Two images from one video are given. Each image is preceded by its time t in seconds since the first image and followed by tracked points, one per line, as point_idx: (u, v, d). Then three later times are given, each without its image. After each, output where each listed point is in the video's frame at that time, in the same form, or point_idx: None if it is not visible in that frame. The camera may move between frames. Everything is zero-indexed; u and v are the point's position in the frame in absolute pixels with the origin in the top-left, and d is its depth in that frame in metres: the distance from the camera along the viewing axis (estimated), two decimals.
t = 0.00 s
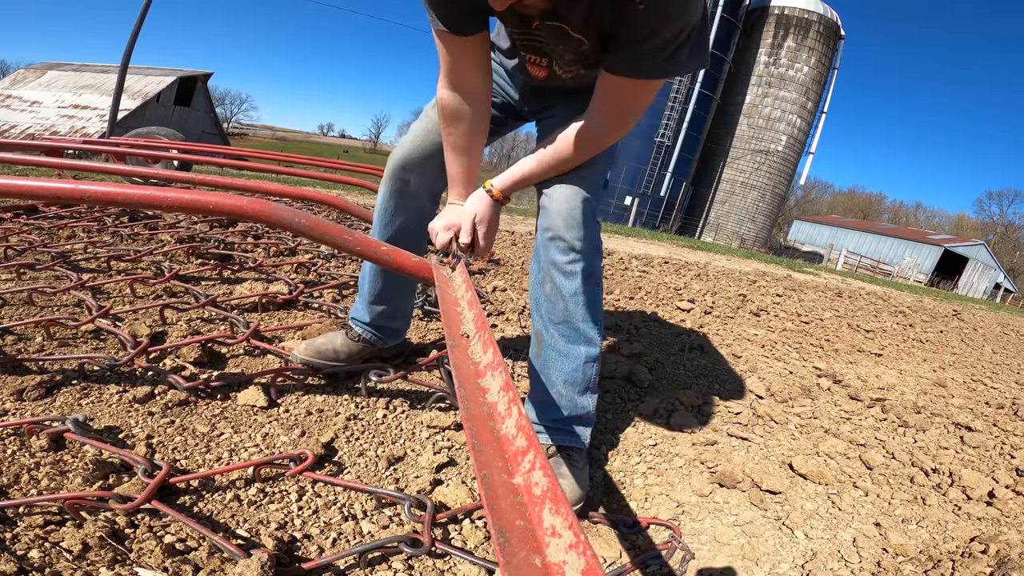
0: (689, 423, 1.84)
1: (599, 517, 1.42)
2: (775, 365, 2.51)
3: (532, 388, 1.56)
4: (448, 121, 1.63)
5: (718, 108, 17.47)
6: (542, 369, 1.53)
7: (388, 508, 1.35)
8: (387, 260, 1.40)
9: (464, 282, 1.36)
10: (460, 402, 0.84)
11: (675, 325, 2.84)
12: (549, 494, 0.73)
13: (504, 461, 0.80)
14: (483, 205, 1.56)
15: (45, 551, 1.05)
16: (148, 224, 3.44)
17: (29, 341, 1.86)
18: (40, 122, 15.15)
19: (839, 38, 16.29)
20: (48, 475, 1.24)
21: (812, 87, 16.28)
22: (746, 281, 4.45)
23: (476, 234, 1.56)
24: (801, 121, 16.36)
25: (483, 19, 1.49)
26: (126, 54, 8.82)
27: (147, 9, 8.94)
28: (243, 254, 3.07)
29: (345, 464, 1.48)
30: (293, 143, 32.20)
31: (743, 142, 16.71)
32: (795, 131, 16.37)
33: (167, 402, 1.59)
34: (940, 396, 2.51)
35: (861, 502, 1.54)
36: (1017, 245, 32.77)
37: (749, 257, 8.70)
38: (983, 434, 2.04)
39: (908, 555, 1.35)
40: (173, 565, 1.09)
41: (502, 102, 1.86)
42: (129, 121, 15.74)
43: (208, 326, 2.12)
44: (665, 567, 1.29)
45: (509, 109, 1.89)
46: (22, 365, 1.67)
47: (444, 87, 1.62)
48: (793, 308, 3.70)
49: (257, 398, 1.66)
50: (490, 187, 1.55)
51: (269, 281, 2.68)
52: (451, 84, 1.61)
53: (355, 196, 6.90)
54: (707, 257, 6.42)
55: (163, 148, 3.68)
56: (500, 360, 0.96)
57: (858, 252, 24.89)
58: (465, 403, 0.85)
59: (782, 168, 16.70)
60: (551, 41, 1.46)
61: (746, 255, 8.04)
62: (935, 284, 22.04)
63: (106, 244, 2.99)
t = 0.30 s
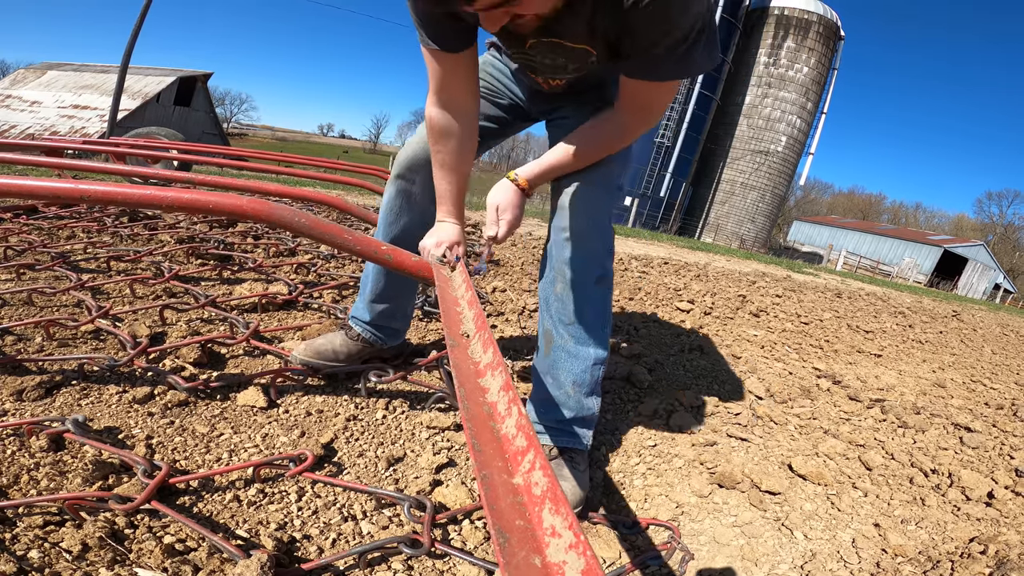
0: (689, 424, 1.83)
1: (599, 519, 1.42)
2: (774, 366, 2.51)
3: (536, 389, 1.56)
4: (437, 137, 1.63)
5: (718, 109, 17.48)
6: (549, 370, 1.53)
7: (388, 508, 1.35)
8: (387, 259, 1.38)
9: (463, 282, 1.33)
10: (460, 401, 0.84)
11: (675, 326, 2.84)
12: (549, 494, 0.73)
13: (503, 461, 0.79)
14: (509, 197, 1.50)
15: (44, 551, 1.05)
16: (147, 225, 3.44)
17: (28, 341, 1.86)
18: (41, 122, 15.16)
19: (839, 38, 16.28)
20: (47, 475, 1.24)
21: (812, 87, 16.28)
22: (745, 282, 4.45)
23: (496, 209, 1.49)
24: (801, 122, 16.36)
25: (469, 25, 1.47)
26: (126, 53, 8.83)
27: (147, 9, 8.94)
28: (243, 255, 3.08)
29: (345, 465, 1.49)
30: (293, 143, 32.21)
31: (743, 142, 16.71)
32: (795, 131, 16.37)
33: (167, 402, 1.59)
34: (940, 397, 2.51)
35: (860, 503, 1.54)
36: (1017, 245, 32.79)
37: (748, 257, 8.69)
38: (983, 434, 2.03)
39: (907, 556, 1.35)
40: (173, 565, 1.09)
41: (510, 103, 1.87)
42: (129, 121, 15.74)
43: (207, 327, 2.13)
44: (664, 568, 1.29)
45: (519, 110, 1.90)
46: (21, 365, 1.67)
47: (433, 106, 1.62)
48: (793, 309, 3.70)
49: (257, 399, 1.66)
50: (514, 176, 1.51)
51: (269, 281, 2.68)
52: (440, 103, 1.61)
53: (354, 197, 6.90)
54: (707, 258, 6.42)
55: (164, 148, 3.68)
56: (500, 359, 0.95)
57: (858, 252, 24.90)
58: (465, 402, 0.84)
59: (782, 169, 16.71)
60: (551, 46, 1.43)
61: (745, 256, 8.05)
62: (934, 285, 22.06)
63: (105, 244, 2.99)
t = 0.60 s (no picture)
0: (671, 440, 1.91)
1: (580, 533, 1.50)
2: (757, 381, 2.59)
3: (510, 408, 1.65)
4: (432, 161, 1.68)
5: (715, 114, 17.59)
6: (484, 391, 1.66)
7: (379, 521, 1.42)
8: (386, 255, 1.25)
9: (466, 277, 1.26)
10: (458, 399, 0.82)
11: (662, 340, 2.92)
12: (549, 491, 0.73)
13: (502, 458, 0.79)
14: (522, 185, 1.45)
15: (54, 560, 1.12)
16: (143, 230, 3.48)
17: (28, 350, 1.91)
18: (34, 114, 15.07)
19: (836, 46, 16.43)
20: (52, 487, 1.30)
21: (808, 95, 16.41)
22: (734, 293, 4.53)
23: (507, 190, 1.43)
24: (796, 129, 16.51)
25: (459, 54, 1.54)
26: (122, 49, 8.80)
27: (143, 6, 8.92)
28: (238, 263, 3.13)
29: (339, 479, 1.56)
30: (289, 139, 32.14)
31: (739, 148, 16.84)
32: (790, 138, 16.51)
33: (164, 415, 1.66)
34: (917, 412, 2.60)
35: (829, 519, 1.62)
36: (1007, 254, 33.14)
37: (740, 263, 8.79)
38: (955, 451, 2.11)
39: (869, 572, 1.45)
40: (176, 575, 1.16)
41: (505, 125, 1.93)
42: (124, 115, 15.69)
43: (204, 338, 2.19)
44: None
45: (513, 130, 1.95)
46: (22, 376, 1.72)
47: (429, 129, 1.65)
48: (780, 322, 3.79)
49: (252, 412, 1.73)
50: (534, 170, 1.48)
51: (264, 291, 2.74)
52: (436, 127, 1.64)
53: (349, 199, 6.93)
54: (698, 266, 6.51)
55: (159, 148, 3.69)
56: (499, 354, 0.91)
57: (851, 258, 25.11)
58: (463, 399, 0.83)
59: (777, 175, 16.85)
60: (553, 60, 1.52)
61: (737, 264, 8.15)
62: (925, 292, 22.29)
63: (102, 249, 3.03)
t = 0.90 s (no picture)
0: (671, 440, 1.91)
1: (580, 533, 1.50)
2: (758, 381, 2.58)
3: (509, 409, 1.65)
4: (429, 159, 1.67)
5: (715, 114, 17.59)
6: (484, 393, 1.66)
7: (379, 521, 1.42)
8: (386, 255, 1.25)
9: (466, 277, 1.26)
10: (458, 399, 0.82)
11: (661, 340, 2.92)
12: (549, 491, 0.73)
13: (502, 458, 0.79)
14: (528, 180, 1.45)
15: (54, 560, 1.12)
16: (143, 229, 3.48)
17: (27, 350, 1.91)
18: (35, 114, 15.07)
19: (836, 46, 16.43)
20: (52, 487, 1.30)
21: (808, 94, 16.41)
22: (734, 292, 4.53)
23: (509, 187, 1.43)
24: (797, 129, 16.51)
25: (457, 50, 1.54)
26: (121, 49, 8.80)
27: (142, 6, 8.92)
28: (238, 263, 3.13)
29: (339, 478, 1.56)
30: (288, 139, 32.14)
31: (739, 148, 16.84)
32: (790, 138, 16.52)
33: (164, 415, 1.66)
34: (917, 412, 2.60)
35: (830, 519, 1.62)
36: (1007, 253, 33.14)
37: (740, 263, 8.79)
38: (955, 451, 2.11)
39: (869, 572, 1.45)
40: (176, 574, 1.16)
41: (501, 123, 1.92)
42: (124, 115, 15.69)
43: (204, 338, 2.19)
44: None
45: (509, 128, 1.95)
46: (21, 376, 1.72)
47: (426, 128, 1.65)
48: (780, 321, 3.79)
49: (252, 412, 1.73)
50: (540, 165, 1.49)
51: (264, 291, 2.74)
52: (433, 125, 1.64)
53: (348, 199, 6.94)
54: (698, 266, 6.50)
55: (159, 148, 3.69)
56: (499, 355, 0.92)
57: (851, 258, 25.11)
58: (463, 399, 0.83)
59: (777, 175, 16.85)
60: (552, 58, 1.52)
61: (737, 263, 8.15)
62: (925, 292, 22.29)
63: (101, 249, 3.03)
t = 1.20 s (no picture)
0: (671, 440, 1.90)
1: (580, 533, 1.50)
2: (758, 381, 2.58)
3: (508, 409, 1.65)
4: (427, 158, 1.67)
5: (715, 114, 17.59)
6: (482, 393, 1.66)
7: (379, 521, 1.42)
8: (385, 255, 1.25)
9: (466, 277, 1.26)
10: (458, 399, 0.82)
11: (661, 340, 2.92)
12: (549, 491, 0.73)
13: (502, 458, 0.79)
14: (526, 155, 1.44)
15: (53, 560, 1.11)
16: (143, 229, 3.48)
17: (27, 350, 1.90)
18: (34, 114, 15.06)
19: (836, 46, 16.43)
20: (52, 487, 1.30)
21: (808, 95, 16.41)
22: (734, 292, 4.53)
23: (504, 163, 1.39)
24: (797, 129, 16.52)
25: (456, 49, 1.53)
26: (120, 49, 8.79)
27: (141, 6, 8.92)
28: (238, 263, 3.12)
29: (339, 479, 1.55)
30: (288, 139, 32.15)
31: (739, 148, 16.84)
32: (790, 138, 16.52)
33: (164, 414, 1.65)
34: (917, 412, 2.60)
35: (829, 519, 1.62)
36: (1007, 253, 33.15)
37: (740, 263, 8.79)
38: (955, 451, 2.11)
39: (869, 572, 1.45)
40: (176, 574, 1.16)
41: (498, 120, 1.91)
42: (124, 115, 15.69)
43: (204, 338, 2.19)
44: None
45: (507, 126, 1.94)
46: (20, 375, 1.72)
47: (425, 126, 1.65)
48: (780, 321, 3.78)
49: (252, 412, 1.73)
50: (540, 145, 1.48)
51: (264, 291, 2.74)
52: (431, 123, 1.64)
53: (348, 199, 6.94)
54: (698, 266, 6.50)
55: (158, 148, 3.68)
56: (499, 355, 0.92)
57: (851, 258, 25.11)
58: (463, 399, 0.83)
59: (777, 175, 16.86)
60: (548, 58, 1.51)
61: (737, 263, 8.15)
62: (925, 292, 22.30)
63: (101, 249, 3.03)
